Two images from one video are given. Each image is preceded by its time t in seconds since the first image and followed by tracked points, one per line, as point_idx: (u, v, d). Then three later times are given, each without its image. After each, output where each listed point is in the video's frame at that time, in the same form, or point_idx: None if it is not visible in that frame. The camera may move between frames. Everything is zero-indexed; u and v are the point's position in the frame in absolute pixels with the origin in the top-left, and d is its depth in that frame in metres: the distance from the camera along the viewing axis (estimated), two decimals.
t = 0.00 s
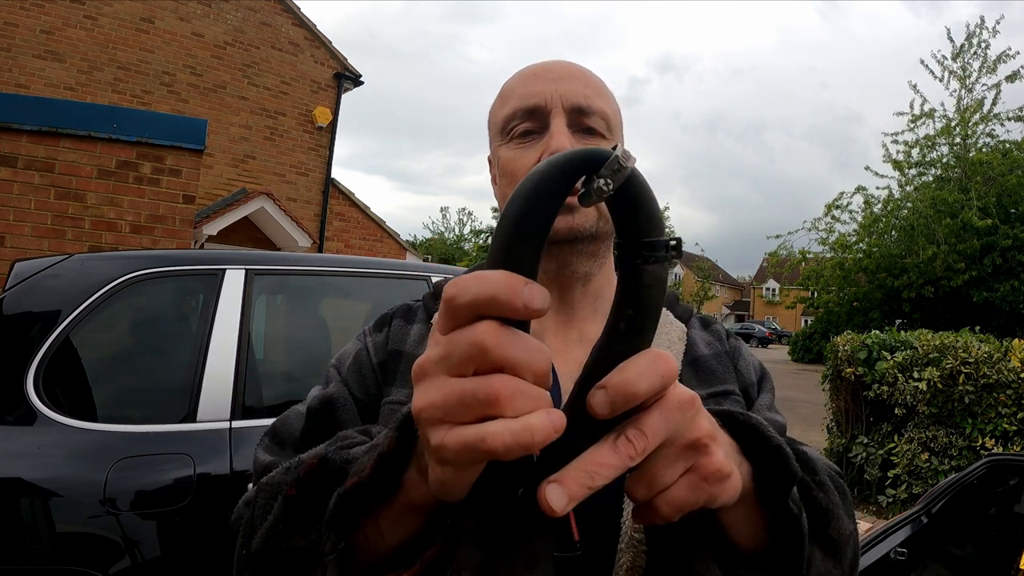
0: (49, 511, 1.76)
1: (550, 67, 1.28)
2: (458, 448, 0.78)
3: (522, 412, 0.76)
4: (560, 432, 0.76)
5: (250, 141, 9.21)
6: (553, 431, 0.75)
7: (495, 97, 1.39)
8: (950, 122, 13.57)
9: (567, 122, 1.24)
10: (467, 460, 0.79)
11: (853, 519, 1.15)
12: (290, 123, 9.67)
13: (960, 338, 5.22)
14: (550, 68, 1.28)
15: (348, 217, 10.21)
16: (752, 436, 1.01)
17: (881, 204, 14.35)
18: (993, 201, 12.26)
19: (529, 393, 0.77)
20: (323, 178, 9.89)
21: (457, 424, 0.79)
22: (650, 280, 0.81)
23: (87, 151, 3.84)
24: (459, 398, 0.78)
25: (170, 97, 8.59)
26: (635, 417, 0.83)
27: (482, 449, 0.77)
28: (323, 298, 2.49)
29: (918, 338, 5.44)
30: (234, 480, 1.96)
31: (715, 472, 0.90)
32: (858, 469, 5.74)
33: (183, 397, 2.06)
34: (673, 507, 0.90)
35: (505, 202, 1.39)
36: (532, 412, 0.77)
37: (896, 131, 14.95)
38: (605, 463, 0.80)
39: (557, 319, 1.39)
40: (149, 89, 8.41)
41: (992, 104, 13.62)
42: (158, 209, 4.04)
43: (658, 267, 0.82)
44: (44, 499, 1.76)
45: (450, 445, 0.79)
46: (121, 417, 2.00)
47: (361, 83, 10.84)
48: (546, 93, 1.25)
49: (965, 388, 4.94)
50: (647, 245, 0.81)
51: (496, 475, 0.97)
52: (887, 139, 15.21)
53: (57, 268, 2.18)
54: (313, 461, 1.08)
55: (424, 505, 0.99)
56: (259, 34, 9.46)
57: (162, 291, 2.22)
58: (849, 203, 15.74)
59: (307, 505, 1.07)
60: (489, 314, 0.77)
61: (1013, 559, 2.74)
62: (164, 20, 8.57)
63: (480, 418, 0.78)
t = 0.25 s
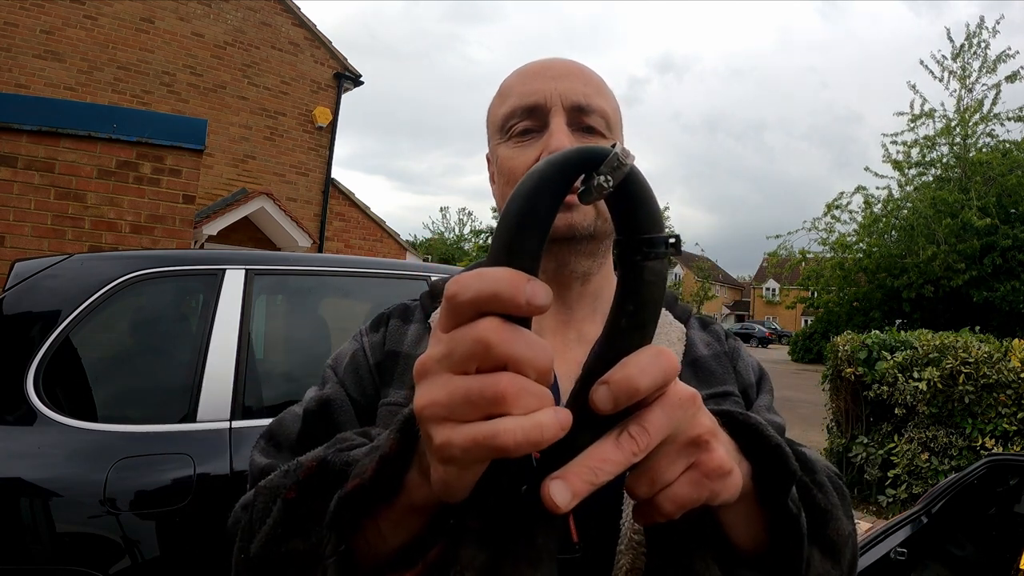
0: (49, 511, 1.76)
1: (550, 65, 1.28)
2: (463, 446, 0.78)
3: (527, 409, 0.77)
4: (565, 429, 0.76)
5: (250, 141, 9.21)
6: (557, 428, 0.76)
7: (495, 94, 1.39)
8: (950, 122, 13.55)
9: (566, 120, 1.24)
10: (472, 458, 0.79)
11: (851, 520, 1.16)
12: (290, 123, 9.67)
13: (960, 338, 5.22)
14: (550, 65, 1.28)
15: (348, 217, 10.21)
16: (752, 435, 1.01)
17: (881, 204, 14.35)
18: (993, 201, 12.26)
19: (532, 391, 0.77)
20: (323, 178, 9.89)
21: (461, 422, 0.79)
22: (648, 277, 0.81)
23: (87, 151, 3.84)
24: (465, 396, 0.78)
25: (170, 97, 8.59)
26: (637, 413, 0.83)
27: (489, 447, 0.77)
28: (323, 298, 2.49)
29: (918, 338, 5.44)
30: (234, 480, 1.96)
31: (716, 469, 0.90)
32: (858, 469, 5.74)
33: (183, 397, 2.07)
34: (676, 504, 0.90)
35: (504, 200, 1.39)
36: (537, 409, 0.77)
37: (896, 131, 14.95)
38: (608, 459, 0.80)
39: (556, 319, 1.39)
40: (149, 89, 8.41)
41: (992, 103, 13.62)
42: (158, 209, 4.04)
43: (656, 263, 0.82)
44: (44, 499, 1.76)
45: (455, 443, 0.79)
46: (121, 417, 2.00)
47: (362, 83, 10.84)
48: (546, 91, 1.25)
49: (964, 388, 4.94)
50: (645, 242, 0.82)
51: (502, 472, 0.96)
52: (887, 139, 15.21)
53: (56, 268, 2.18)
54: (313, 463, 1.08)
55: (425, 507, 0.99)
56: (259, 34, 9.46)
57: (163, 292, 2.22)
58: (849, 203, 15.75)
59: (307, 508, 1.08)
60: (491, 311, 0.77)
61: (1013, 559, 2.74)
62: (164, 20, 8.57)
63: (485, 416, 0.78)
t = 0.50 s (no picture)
0: (49, 511, 1.76)
1: (550, 64, 1.28)
2: (464, 446, 0.79)
3: (526, 410, 0.77)
4: (564, 429, 0.77)
5: (250, 141, 9.21)
6: (557, 427, 0.76)
7: (494, 92, 1.39)
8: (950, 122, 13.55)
9: (566, 121, 1.24)
10: (471, 458, 0.80)
11: (849, 520, 1.16)
12: (290, 123, 9.68)
13: (959, 338, 5.22)
14: (551, 65, 1.28)
15: (348, 217, 10.21)
16: (749, 435, 1.01)
17: (881, 204, 14.36)
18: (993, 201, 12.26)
19: (531, 391, 0.77)
20: (323, 178, 9.89)
21: (461, 421, 0.79)
22: (646, 277, 0.82)
23: (87, 151, 3.84)
24: (464, 395, 0.78)
25: (170, 97, 8.59)
26: (635, 412, 0.83)
27: (490, 446, 0.77)
28: (323, 297, 2.50)
29: (918, 338, 5.44)
30: (234, 480, 1.96)
31: (713, 467, 0.90)
32: (858, 469, 5.74)
33: (184, 397, 2.07)
34: (674, 503, 0.90)
35: (503, 202, 1.39)
36: (536, 411, 0.77)
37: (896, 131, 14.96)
38: (606, 459, 0.80)
39: (555, 319, 1.39)
40: (149, 89, 8.41)
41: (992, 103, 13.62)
42: (158, 209, 4.04)
43: (653, 263, 0.82)
44: (44, 499, 1.76)
45: (455, 443, 0.79)
46: (122, 417, 2.00)
47: (362, 83, 10.84)
48: (545, 91, 1.25)
49: (965, 388, 4.94)
50: (642, 242, 0.82)
51: (501, 471, 0.94)
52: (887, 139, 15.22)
53: (56, 268, 2.18)
54: (314, 463, 1.09)
55: (426, 507, 0.99)
56: (259, 34, 9.47)
57: (163, 291, 2.22)
58: (849, 203, 15.76)
59: (307, 509, 1.08)
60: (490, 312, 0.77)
61: (1013, 559, 2.74)
62: (164, 20, 8.57)
63: (486, 416, 0.78)
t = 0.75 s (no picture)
0: (49, 511, 1.76)
1: (547, 65, 1.28)
2: (465, 451, 0.79)
3: (526, 416, 0.77)
4: (564, 435, 0.77)
5: (250, 141, 9.21)
6: (557, 434, 0.77)
7: (491, 92, 1.39)
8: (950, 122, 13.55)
9: (564, 123, 1.24)
10: (471, 464, 0.79)
11: (849, 521, 1.16)
12: (290, 123, 9.67)
13: (960, 338, 5.22)
14: (548, 65, 1.28)
15: (348, 217, 10.21)
16: (750, 437, 1.00)
17: (881, 204, 14.36)
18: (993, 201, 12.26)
19: (530, 397, 0.77)
20: (323, 178, 9.89)
21: (460, 427, 0.79)
22: (645, 281, 0.81)
23: (87, 151, 3.84)
24: (463, 402, 0.78)
25: (170, 97, 8.59)
26: (634, 416, 0.83)
27: (490, 452, 0.77)
28: (323, 297, 2.50)
29: (918, 338, 5.44)
30: (234, 480, 1.96)
31: (713, 470, 0.90)
32: (858, 469, 5.74)
33: (184, 398, 2.07)
34: (674, 507, 0.90)
35: (501, 204, 1.39)
36: (536, 417, 0.77)
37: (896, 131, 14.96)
38: (605, 464, 0.80)
39: (556, 320, 1.39)
40: (149, 88, 8.41)
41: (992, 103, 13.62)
42: (158, 209, 4.04)
43: (652, 267, 0.82)
44: (44, 499, 1.76)
45: (455, 449, 0.79)
46: (122, 417, 2.00)
47: (362, 84, 10.84)
48: (542, 93, 1.25)
49: (964, 388, 4.94)
50: (640, 245, 0.82)
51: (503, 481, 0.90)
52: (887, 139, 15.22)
53: (56, 269, 2.18)
54: (315, 467, 1.08)
55: (427, 511, 0.99)
56: (259, 34, 9.46)
57: (162, 291, 2.22)
58: (849, 203, 15.76)
59: (309, 513, 1.08)
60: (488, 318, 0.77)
61: (1013, 559, 2.74)
62: (164, 20, 8.57)
63: (486, 421, 0.78)
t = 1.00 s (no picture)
0: (49, 511, 1.76)
1: (547, 65, 1.27)
2: (465, 457, 0.79)
3: (525, 422, 0.77)
4: (565, 440, 0.78)
5: (250, 141, 9.21)
6: (558, 438, 0.77)
7: (491, 93, 1.38)
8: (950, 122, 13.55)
9: (564, 126, 1.24)
10: (471, 470, 0.80)
11: (851, 524, 1.16)
12: (290, 123, 9.67)
13: (960, 338, 5.22)
14: (549, 67, 1.27)
15: (348, 217, 10.21)
16: (751, 440, 1.00)
17: (881, 204, 14.36)
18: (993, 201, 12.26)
19: (531, 404, 0.78)
20: (323, 178, 9.89)
21: (459, 432, 0.79)
22: (647, 285, 0.81)
23: (87, 151, 3.84)
24: (463, 408, 0.78)
25: (170, 97, 8.59)
26: (634, 422, 0.83)
27: (490, 459, 0.77)
28: (323, 298, 2.49)
29: (918, 338, 5.44)
30: (234, 480, 1.96)
31: (713, 475, 0.90)
32: (858, 469, 5.74)
33: (184, 398, 2.07)
34: (675, 511, 0.90)
35: (502, 206, 1.39)
36: (535, 424, 0.77)
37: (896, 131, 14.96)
38: (606, 470, 0.80)
39: (558, 322, 1.39)
40: (149, 89, 8.41)
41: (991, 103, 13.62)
42: (158, 209, 4.04)
43: (653, 272, 0.82)
44: (44, 499, 1.76)
45: (455, 455, 0.79)
46: (122, 417, 2.00)
47: (362, 83, 10.84)
48: (543, 96, 1.25)
49: (965, 388, 4.94)
50: (641, 250, 0.82)
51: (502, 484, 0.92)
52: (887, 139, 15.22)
53: (56, 269, 2.18)
54: (316, 471, 1.08)
55: (427, 515, 0.99)
56: (259, 34, 9.46)
57: (162, 291, 2.22)
58: (849, 203, 15.76)
59: (310, 516, 1.08)
60: (487, 324, 0.77)
61: (1013, 559, 2.74)
62: (164, 20, 8.57)
63: (486, 428, 0.78)
